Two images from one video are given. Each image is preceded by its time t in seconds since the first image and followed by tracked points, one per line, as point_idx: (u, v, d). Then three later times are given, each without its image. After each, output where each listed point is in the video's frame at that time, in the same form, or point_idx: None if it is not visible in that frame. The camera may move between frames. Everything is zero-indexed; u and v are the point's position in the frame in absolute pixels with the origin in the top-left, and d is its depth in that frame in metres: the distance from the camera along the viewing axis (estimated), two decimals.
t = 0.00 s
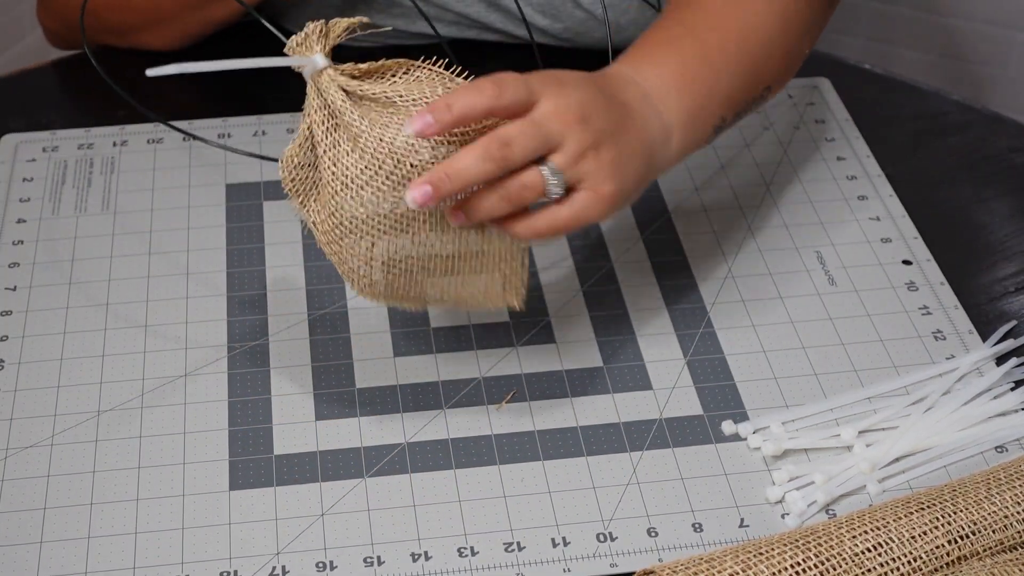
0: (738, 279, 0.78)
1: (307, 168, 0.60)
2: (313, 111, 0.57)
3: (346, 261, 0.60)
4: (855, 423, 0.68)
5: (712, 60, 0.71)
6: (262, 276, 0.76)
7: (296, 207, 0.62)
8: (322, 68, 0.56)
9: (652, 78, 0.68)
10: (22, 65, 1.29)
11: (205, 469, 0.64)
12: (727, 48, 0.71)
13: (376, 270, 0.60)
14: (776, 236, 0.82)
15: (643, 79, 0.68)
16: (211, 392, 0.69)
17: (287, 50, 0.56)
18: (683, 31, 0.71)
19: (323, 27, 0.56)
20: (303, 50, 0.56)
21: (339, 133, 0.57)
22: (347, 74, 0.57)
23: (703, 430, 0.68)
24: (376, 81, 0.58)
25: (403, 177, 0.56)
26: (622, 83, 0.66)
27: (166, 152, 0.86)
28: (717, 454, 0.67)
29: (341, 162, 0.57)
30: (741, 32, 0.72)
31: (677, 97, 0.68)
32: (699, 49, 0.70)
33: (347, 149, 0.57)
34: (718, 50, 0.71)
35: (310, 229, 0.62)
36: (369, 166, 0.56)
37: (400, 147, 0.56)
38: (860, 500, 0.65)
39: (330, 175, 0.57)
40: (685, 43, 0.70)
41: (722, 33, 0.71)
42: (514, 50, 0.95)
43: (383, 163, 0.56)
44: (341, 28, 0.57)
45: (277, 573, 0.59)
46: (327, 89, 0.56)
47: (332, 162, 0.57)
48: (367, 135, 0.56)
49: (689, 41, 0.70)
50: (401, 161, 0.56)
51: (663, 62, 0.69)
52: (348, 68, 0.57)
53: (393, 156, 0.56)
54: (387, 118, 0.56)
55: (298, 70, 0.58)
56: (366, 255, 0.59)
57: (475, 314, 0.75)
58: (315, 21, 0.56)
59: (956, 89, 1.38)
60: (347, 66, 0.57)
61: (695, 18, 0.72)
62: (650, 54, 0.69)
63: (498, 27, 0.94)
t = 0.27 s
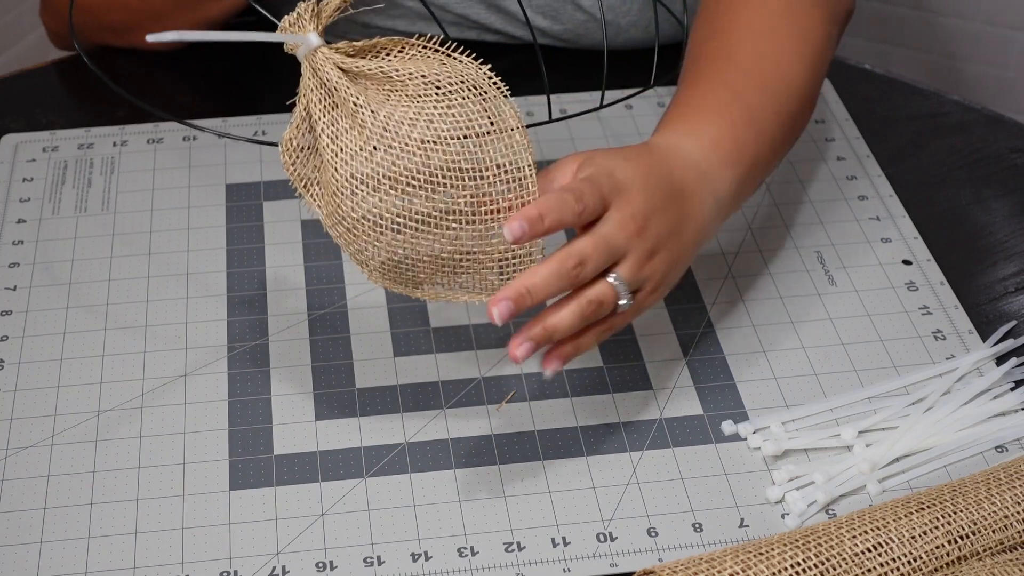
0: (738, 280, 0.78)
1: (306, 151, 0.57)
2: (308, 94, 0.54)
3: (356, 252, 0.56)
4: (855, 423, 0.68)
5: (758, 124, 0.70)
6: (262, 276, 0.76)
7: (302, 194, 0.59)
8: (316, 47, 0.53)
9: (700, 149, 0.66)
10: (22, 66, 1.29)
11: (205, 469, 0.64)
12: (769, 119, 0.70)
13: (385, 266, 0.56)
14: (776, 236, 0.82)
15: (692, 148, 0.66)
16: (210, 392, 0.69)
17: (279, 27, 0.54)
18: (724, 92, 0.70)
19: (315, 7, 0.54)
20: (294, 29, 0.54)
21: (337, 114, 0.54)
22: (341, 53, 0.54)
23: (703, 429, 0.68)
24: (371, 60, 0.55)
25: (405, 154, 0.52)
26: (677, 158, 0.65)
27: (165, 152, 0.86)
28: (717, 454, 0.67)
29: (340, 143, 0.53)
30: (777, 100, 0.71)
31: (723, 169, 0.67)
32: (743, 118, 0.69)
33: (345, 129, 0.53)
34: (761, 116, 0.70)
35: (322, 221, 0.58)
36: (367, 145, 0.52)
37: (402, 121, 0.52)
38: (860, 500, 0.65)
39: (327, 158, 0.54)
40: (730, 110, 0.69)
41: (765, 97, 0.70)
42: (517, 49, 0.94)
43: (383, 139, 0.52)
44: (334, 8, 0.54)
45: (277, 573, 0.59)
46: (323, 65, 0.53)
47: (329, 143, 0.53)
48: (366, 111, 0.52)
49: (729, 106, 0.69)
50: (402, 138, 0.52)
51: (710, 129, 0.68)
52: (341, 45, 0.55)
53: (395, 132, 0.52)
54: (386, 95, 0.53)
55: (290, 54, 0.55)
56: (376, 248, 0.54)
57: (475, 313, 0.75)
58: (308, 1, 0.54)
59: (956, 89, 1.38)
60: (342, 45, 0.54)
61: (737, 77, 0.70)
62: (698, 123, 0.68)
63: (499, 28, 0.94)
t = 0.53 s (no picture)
0: (738, 279, 0.78)
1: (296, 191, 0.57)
2: (298, 137, 0.55)
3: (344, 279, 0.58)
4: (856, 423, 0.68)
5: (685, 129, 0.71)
6: (262, 277, 0.76)
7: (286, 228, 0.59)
8: (309, 94, 0.53)
9: (616, 144, 0.68)
10: (22, 66, 1.29)
11: (205, 469, 0.64)
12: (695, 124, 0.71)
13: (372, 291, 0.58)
14: (776, 236, 0.82)
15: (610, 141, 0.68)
16: (210, 392, 0.69)
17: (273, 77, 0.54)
18: (659, 92, 0.71)
19: (308, 52, 0.54)
20: (288, 76, 0.53)
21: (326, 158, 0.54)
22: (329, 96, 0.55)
23: (703, 429, 0.68)
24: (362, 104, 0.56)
25: (397, 197, 0.53)
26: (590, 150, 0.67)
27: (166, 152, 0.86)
28: (717, 454, 0.67)
29: (330, 187, 0.54)
30: (710, 107, 0.71)
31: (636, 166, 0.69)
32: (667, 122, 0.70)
33: (335, 173, 0.54)
34: (686, 122, 0.71)
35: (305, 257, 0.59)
36: (358, 190, 0.53)
37: (392, 165, 0.54)
38: (860, 500, 0.65)
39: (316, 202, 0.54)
40: (656, 109, 0.70)
41: (697, 103, 0.71)
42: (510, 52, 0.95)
43: (374, 184, 0.53)
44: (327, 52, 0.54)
45: (277, 573, 0.59)
46: (315, 115, 0.53)
47: (319, 187, 0.54)
48: (357, 157, 0.53)
49: (658, 105, 0.70)
50: (393, 182, 0.53)
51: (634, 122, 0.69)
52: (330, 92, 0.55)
53: (385, 178, 0.53)
54: (374, 140, 0.54)
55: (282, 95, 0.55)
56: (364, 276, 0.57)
57: (475, 314, 0.75)
58: (302, 47, 0.54)
59: (956, 89, 1.38)
60: (334, 90, 0.55)
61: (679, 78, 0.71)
62: (621, 115, 0.69)
63: (498, 30, 0.94)
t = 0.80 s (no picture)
0: (738, 279, 0.78)
1: (288, 155, 0.55)
2: (291, 96, 0.52)
3: (336, 253, 0.55)
4: (856, 423, 0.68)
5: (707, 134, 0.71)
6: (262, 277, 0.76)
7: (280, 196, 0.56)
8: (303, 52, 0.51)
9: (638, 152, 0.68)
10: (22, 66, 1.29)
11: (205, 469, 0.64)
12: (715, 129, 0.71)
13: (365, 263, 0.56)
14: (776, 235, 0.82)
15: (629, 148, 0.68)
16: (210, 392, 0.69)
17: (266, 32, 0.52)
18: (680, 98, 0.71)
19: (303, 9, 0.51)
20: (281, 33, 0.52)
21: (320, 119, 0.52)
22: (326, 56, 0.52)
23: (703, 429, 0.68)
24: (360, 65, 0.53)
25: (391, 161, 0.51)
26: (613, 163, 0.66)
27: (166, 152, 0.86)
28: (717, 454, 0.67)
29: (323, 149, 0.52)
30: (728, 115, 0.72)
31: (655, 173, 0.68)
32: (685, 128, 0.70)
33: (330, 135, 0.52)
34: (705, 128, 0.71)
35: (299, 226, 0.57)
36: (352, 152, 0.51)
37: (387, 129, 0.51)
38: (860, 500, 0.65)
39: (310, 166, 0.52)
40: (678, 115, 0.70)
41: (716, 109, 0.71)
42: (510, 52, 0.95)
43: (368, 147, 0.51)
44: (323, 10, 0.52)
45: (277, 573, 0.59)
46: (310, 72, 0.51)
47: (313, 150, 0.52)
48: (351, 118, 0.51)
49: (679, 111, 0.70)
50: (387, 145, 0.51)
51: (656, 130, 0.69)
52: (327, 50, 0.53)
53: (379, 140, 0.51)
54: (371, 102, 0.52)
55: (274, 54, 0.53)
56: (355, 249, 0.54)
57: (475, 314, 0.75)
58: (295, 5, 0.51)
59: (956, 89, 1.38)
60: (328, 49, 0.52)
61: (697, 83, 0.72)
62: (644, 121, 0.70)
63: (499, 31, 0.94)
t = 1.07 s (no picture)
0: (738, 279, 0.78)
1: (310, 182, 0.60)
2: (308, 125, 0.57)
3: (357, 277, 0.58)
4: (855, 423, 0.68)
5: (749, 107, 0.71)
6: (262, 277, 0.76)
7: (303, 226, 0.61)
8: (320, 78, 0.56)
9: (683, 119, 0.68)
10: (21, 66, 1.29)
11: (205, 470, 0.64)
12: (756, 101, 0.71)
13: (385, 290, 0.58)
14: (776, 235, 0.82)
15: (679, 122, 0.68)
16: (210, 392, 0.69)
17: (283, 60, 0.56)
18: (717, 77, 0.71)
19: (318, 38, 0.57)
20: (297, 60, 0.56)
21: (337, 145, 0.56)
22: (343, 85, 0.58)
23: (703, 429, 0.68)
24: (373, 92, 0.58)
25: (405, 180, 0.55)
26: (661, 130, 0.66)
27: (166, 153, 0.86)
28: (717, 454, 0.67)
29: (342, 173, 0.56)
30: (761, 92, 0.71)
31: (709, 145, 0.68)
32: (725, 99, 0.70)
33: (346, 159, 0.56)
34: (744, 102, 0.70)
35: (321, 253, 0.60)
36: (368, 173, 0.55)
37: (399, 150, 0.55)
38: (860, 500, 0.65)
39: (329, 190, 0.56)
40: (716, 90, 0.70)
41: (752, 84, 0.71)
42: (510, 52, 0.94)
43: (383, 168, 0.55)
44: (336, 40, 0.57)
45: (277, 573, 0.59)
46: (326, 99, 0.56)
47: (331, 174, 0.56)
48: (366, 141, 0.55)
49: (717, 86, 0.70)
50: (400, 166, 0.55)
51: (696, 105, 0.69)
52: (344, 79, 0.58)
53: (393, 161, 0.55)
54: (387, 125, 0.56)
55: (292, 83, 0.57)
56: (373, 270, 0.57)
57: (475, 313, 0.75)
58: (310, 34, 0.56)
59: (957, 88, 1.38)
60: (345, 78, 0.58)
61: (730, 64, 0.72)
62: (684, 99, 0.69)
63: (499, 32, 0.94)
